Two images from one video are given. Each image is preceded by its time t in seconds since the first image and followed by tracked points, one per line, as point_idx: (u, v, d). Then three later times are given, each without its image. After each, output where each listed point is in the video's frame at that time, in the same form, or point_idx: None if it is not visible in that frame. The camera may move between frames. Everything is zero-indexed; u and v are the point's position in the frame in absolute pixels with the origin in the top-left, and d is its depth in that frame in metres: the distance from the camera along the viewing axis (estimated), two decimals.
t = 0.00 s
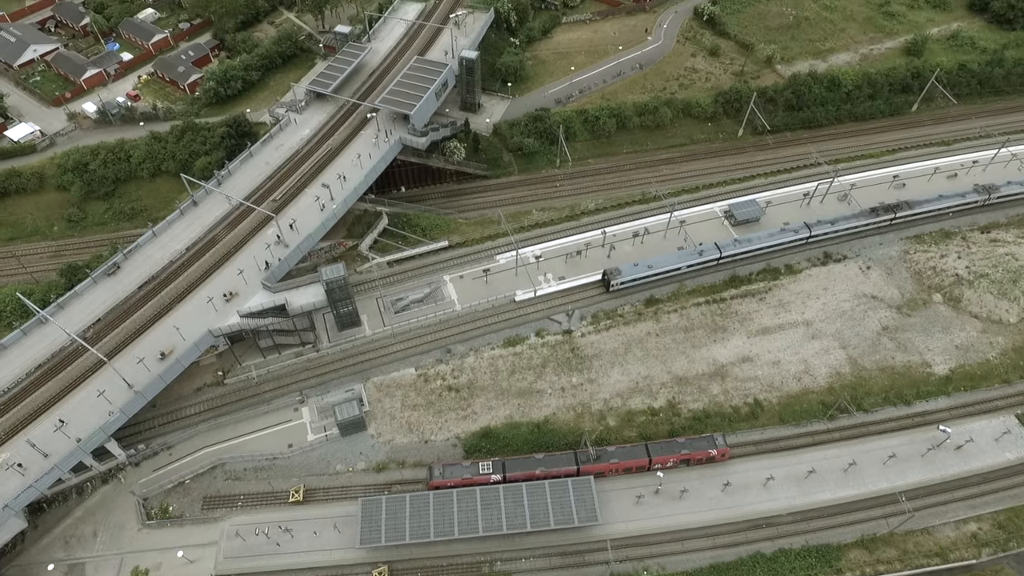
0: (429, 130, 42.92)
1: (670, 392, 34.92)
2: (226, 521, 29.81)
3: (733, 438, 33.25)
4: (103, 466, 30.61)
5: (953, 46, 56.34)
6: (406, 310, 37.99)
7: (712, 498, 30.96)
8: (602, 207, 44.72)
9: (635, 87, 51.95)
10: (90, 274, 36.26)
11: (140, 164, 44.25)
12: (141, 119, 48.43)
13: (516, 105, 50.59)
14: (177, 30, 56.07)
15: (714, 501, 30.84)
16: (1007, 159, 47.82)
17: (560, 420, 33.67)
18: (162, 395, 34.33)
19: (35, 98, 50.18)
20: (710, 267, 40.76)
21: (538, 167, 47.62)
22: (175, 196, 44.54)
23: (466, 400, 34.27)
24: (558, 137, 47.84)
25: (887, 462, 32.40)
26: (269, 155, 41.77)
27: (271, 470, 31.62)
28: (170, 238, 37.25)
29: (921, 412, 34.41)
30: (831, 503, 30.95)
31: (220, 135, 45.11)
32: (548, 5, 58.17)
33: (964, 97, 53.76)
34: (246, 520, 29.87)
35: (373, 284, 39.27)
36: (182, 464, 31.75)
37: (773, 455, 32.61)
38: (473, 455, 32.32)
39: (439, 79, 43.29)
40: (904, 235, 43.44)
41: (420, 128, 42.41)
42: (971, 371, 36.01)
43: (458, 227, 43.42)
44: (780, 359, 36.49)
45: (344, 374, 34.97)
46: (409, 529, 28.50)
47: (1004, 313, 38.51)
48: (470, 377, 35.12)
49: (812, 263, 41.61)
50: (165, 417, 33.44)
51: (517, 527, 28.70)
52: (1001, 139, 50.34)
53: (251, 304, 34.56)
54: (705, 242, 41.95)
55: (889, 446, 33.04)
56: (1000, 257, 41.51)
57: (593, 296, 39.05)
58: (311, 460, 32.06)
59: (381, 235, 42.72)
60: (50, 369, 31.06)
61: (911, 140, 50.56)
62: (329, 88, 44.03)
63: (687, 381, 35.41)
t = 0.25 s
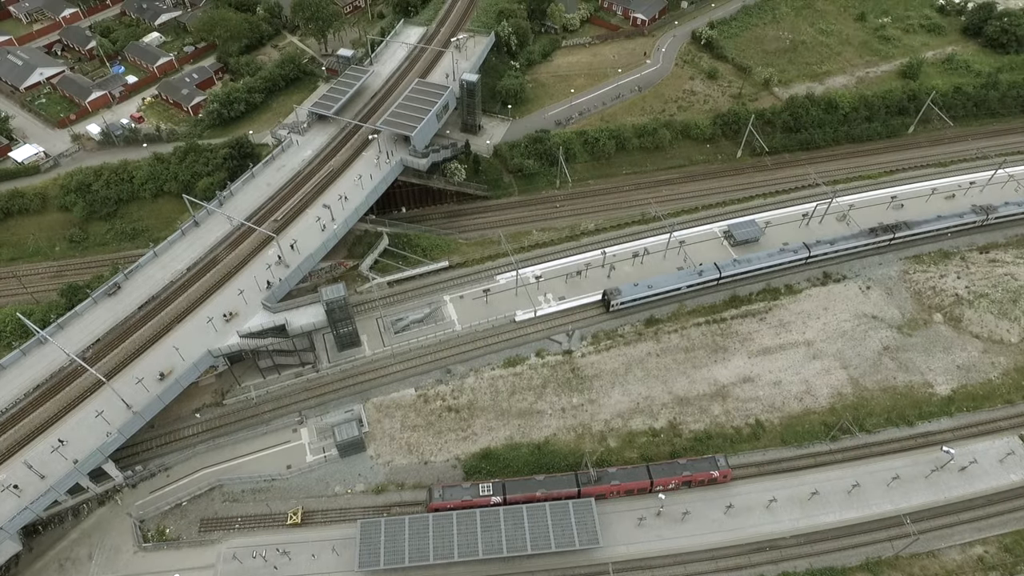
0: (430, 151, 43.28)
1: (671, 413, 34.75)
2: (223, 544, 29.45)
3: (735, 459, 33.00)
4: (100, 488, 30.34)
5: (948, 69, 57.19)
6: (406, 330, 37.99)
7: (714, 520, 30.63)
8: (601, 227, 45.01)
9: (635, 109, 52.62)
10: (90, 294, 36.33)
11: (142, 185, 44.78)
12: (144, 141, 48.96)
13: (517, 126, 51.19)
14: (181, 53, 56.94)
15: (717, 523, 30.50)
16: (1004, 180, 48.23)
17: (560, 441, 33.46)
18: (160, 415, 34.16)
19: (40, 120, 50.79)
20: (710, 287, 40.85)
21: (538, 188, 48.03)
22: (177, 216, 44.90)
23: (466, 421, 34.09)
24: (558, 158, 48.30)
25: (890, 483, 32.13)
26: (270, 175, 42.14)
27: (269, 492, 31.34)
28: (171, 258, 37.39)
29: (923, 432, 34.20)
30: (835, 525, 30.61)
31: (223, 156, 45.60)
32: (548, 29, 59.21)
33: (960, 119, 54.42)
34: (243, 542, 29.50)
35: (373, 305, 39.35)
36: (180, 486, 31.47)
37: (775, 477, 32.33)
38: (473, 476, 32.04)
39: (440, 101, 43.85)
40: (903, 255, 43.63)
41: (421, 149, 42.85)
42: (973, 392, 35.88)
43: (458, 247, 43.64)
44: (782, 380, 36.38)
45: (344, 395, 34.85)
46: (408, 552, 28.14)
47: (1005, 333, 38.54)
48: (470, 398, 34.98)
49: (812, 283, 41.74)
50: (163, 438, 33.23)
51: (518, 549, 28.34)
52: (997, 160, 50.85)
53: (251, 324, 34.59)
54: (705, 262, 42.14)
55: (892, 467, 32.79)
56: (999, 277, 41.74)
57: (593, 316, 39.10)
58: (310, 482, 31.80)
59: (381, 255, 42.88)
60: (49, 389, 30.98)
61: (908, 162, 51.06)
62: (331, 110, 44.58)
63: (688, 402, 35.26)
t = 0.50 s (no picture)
0: (431, 172, 43.67)
1: (672, 435, 34.56)
2: (219, 567, 29.10)
3: (737, 482, 32.72)
4: (96, 510, 30.11)
5: (943, 92, 58.00)
6: (407, 351, 37.99)
7: (716, 544, 30.25)
8: (601, 248, 45.26)
9: (634, 131, 53.25)
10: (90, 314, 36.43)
11: (144, 206, 45.24)
12: (148, 162, 49.45)
13: (517, 148, 51.76)
14: (186, 76, 57.78)
15: (719, 547, 30.12)
16: (1002, 201, 48.58)
17: (561, 463, 33.22)
18: (158, 437, 34.00)
19: (45, 142, 51.38)
20: (711, 307, 40.92)
21: (538, 210, 48.43)
22: (178, 237, 45.24)
23: (466, 443, 33.89)
24: (558, 179, 48.76)
25: (895, 506, 31.79)
26: (272, 196, 42.50)
27: (267, 514, 31.05)
28: (172, 278, 37.57)
29: (927, 454, 33.95)
30: (838, 549, 30.25)
31: (225, 177, 46.04)
32: (548, 53, 60.21)
33: (956, 140, 55.03)
34: (240, 566, 29.15)
35: (373, 325, 39.41)
36: (177, 508, 31.20)
37: (778, 499, 32.02)
38: (473, 498, 31.75)
39: (441, 123, 44.41)
40: (903, 276, 43.80)
41: (422, 171, 43.28)
42: (976, 413, 35.70)
43: (459, 268, 43.83)
44: (783, 401, 36.23)
45: (343, 416, 34.70)
46: None
47: (1007, 353, 38.49)
48: (470, 419, 34.81)
49: (812, 303, 41.82)
50: (161, 459, 33.03)
51: (518, 572, 27.94)
52: (995, 182, 51.25)
53: (251, 344, 34.61)
54: (704, 283, 42.33)
55: (895, 489, 32.50)
56: (999, 297, 41.84)
57: (593, 336, 39.14)
58: (308, 504, 31.52)
59: (382, 276, 43.04)
60: (47, 410, 30.91)
61: (905, 183, 51.50)
62: (333, 132, 45.14)
63: (689, 423, 35.09)
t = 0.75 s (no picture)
0: (432, 194, 44.11)
1: (674, 457, 34.34)
2: None
3: (739, 505, 32.41)
4: (91, 534, 29.83)
5: (939, 115, 58.78)
6: (406, 372, 37.92)
7: (719, 568, 29.83)
8: (602, 269, 45.47)
9: (633, 153, 53.81)
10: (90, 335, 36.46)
11: (146, 227, 45.56)
12: (150, 184, 49.92)
13: (517, 170, 52.28)
14: (189, 99, 58.58)
15: (723, 572, 29.70)
16: (1000, 223, 49.01)
17: (562, 486, 32.94)
18: (156, 459, 33.80)
19: (49, 164, 51.95)
20: (711, 328, 40.96)
21: (538, 231, 48.77)
22: (179, 258, 45.52)
23: (466, 465, 33.67)
24: (559, 202, 49.23)
25: (899, 529, 31.43)
26: (273, 218, 42.80)
27: (265, 538, 30.70)
28: (173, 299, 37.68)
29: (931, 476, 33.69)
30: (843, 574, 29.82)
31: (227, 199, 46.43)
32: (548, 77, 61.14)
33: (953, 162, 55.60)
34: None
35: (374, 346, 39.42)
36: (173, 532, 30.88)
37: (781, 523, 31.67)
38: (473, 522, 31.42)
39: (442, 146, 44.94)
40: (903, 297, 43.91)
41: (423, 193, 43.67)
42: (980, 435, 35.49)
43: (459, 289, 44.00)
44: (785, 423, 36.05)
45: (342, 438, 34.55)
46: None
47: (1008, 375, 38.53)
48: (470, 441, 34.64)
49: (813, 324, 41.88)
50: (158, 482, 32.79)
51: None
52: (992, 203, 51.70)
53: (251, 366, 34.60)
54: (704, 304, 42.46)
55: (899, 513, 32.15)
56: (999, 319, 42.12)
57: (594, 358, 39.12)
58: (306, 528, 31.18)
59: (382, 297, 43.16)
60: (44, 432, 30.78)
61: (903, 205, 51.91)
62: (335, 154, 45.68)
63: (690, 445, 34.87)
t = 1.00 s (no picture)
0: (432, 217, 44.50)
1: (675, 480, 34.06)
2: None
3: (742, 529, 32.06)
4: (86, 559, 29.48)
5: (935, 138, 59.49)
6: (406, 395, 37.83)
7: None
8: (602, 291, 45.68)
9: (633, 176, 54.37)
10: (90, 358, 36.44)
11: (147, 249, 45.89)
12: (153, 207, 50.35)
13: (518, 193, 52.78)
14: (193, 123, 59.40)
15: None
16: (998, 245, 49.31)
17: (563, 510, 32.61)
18: (153, 482, 33.54)
19: (53, 187, 52.50)
20: (712, 350, 40.97)
21: (538, 253, 49.05)
22: (180, 280, 45.80)
23: (466, 489, 33.38)
24: (559, 224, 49.63)
25: (905, 555, 31.03)
26: (274, 240, 43.07)
27: (262, 564, 30.30)
28: (173, 321, 37.72)
29: (936, 500, 33.36)
30: None
31: (228, 222, 46.83)
32: (548, 101, 62.06)
33: (950, 185, 56.07)
34: None
35: (373, 368, 39.39)
36: (169, 557, 30.51)
37: (785, 548, 31.28)
38: (473, 547, 31.04)
39: (443, 169, 45.47)
40: (903, 319, 43.98)
41: (424, 216, 44.05)
42: (984, 458, 35.22)
43: (460, 311, 44.12)
44: (787, 446, 35.82)
45: (341, 461, 34.33)
46: None
47: (1011, 398, 38.44)
48: (470, 465, 34.41)
49: (814, 346, 41.89)
50: (154, 506, 32.50)
51: None
52: (991, 226, 52.07)
53: (250, 388, 34.51)
54: (704, 326, 42.54)
55: (905, 538, 31.76)
56: (1001, 341, 42.13)
57: (595, 380, 39.07)
58: (304, 553, 30.79)
59: (382, 319, 43.25)
60: (41, 455, 30.60)
61: (901, 227, 52.24)
62: (336, 178, 46.12)
63: (692, 468, 34.61)
